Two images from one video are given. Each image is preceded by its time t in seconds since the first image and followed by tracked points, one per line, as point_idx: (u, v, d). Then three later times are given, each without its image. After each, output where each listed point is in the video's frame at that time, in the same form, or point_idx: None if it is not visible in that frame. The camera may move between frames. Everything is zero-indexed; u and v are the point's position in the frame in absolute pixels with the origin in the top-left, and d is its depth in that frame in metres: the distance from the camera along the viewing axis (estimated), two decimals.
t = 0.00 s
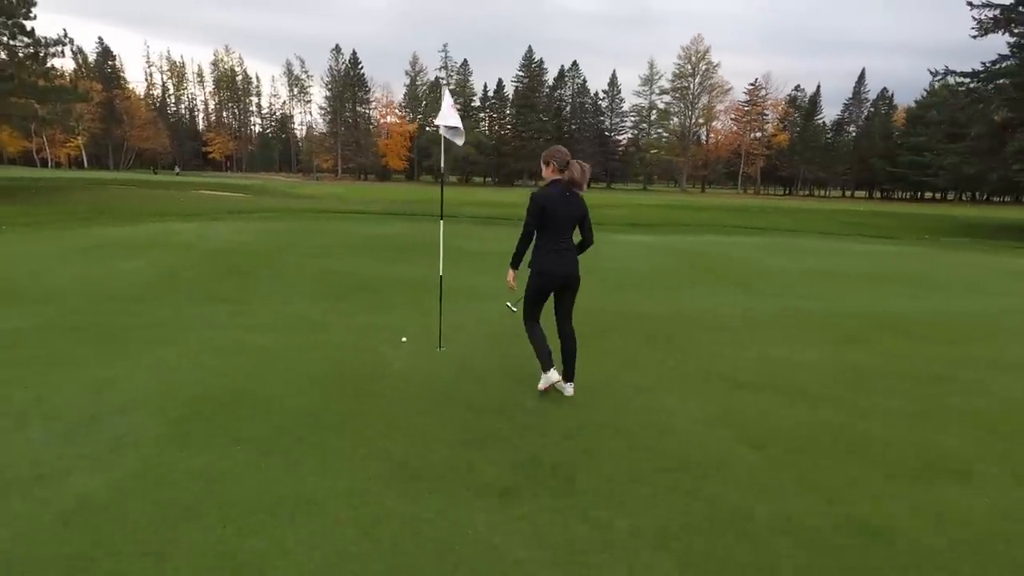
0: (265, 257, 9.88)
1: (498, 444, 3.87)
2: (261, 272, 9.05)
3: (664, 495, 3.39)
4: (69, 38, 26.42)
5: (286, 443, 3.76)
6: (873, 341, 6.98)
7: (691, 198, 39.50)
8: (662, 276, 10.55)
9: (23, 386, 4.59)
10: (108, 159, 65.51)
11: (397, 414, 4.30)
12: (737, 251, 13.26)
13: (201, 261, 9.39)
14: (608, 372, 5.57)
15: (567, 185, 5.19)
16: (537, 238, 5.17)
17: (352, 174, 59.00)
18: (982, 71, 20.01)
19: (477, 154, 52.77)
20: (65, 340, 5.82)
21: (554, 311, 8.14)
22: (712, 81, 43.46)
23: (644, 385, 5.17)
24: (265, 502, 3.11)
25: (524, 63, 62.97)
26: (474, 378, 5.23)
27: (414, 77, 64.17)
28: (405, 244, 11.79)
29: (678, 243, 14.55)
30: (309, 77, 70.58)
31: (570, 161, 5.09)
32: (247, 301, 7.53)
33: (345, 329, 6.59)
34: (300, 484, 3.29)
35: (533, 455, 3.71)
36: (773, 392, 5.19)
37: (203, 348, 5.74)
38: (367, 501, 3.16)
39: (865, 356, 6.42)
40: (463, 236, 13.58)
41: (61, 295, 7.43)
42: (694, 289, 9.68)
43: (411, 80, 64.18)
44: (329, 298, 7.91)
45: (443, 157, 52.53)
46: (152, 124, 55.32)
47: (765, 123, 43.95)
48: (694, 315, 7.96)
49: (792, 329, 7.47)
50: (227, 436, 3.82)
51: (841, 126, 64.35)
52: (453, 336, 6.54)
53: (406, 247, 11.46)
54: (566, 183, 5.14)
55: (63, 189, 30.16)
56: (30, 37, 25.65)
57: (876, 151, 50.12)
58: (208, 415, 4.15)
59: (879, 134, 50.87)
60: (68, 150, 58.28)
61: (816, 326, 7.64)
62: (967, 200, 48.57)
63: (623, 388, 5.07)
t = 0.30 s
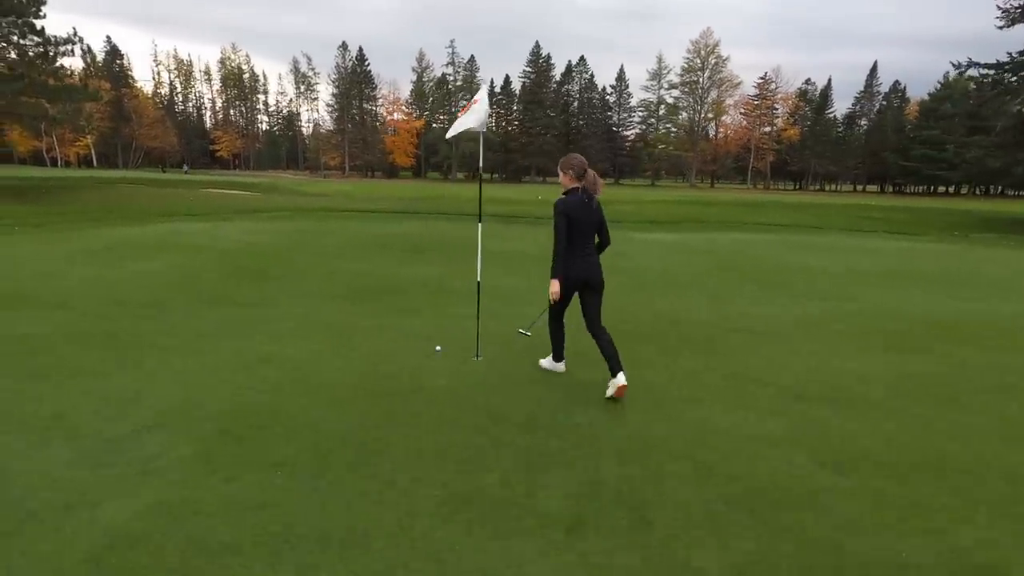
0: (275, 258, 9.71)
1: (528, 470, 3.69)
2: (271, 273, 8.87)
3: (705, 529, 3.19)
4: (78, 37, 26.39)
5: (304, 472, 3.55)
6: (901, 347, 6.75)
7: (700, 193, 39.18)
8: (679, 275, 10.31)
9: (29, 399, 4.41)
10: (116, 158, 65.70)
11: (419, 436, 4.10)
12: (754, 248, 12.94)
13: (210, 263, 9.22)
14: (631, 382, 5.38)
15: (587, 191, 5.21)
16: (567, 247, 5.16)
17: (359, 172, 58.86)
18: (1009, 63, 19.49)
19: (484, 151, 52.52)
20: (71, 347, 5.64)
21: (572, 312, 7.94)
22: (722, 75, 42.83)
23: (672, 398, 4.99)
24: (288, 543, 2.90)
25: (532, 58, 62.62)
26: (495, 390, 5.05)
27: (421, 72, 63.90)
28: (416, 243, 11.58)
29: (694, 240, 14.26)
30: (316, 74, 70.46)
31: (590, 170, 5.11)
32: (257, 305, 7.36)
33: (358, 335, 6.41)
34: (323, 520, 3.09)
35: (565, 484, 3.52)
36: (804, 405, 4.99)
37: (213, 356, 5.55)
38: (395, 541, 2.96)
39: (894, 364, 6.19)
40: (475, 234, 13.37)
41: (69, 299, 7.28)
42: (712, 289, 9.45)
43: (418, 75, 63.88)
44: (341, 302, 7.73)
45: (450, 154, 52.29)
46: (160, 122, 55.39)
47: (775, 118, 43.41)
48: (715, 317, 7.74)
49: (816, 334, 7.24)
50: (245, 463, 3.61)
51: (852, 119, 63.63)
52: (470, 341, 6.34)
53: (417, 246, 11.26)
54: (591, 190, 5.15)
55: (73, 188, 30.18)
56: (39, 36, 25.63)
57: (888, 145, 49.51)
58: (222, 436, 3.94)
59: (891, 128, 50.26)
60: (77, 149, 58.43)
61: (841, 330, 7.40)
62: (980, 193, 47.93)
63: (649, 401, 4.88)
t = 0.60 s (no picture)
0: (300, 255, 9.60)
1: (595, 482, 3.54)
2: (299, 271, 8.77)
3: (789, 546, 3.02)
4: (95, 31, 26.40)
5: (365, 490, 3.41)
6: (950, 346, 6.55)
7: (712, 188, 38.91)
8: (709, 271, 10.13)
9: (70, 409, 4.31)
10: (127, 152, 65.87)
11: (474, 447, 3.95)
12: (781, 246, 12.71)
13: (235, 260, 9.13)
14: (681, 384, 5.23)
15: (632, 180, 5.47)
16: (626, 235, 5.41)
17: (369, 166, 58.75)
18: None
19: (494, 144, 52.29)
20: (106, 352, 5.54)
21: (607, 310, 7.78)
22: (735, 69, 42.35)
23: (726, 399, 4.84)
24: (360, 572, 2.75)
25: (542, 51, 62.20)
26: (544, 394, 4.91)
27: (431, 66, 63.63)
28: (440, 240, 11.46)
29: (717, 237, 14.07)
30: (325, 67, 70.27)
31: (639, 158, 5.39)
32: (288, 305, 7.24)
33: (395, 337, 6.28)
34: (380, 538, 3.00)
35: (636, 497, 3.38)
36: (863, 407, 4.81)
37: (252, 360, 5.44)
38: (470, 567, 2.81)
39: (946, 363, 5.99)
40: (496, 231, 13.21)
41: (99, 299, 7.20)
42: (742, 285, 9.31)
43: (427, 69, 63.63)
44: (372, 301, 7.61)
45: (461, 149, 52.07)
46: (172, 117, 55.57)
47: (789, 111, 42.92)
48: (749, 313, 7.62)
49: (860, 332, 7.05)
50: (295, 478, 3.53)
51: (867, 112, 62.82)
52: (510, 343, 6.21)
53: (441, 243, 11.13)
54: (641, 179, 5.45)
55: (87, 182, 30.25)
56: (56, 30, 25.64)
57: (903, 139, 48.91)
58: (274, 453, 3.80)
59: (907, 121, 49.58)
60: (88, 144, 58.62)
61: (884, 329, 7.21)
62: (997, 187, 47.24)
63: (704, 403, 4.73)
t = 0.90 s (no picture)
0: (338, 248, 9.43)
1: (705, 471, 3.27)
2: (338, 264, 8.59)
3: (884, 530, 2.78)
4: (115, 22, 26.33)
5: (459, 490, 3.17)
6: (1007, 336, 6.28)
7: (724, 183, 38.58)
8: (752, 266, 9.87)
9: (138, 411, 4.15)
10: (139, 144, 66.06)
11: (528, 437, 3.74)
12: (818, 243, 12.44)
13: (274, 255, 8.97)
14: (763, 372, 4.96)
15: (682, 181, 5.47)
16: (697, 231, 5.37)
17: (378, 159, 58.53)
18: None
19: (504, 139, 51.96)
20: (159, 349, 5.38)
21: (660, 302, 7.53)
22: (748, 63, 41.75)
23: (818, 384, 4.56)
24: None
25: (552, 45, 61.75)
26: (621, 384, 4.66)
27: (440, 58, 63.20)
28: (474, 233, 11.27)
29: (750, 232, 13.82)
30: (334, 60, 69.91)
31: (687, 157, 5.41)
32: (333, 298, 7.05)
33: (451, 331, 6.06)
34: (445, 537, 2.79)
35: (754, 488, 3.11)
36: (946, 391, 4.50)
37: (311, 356, 5.24)
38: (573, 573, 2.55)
39: (1008, 351, 5.72)
40: (527, 224, 13.01)
41: (145, 294, 7.07)
42: (777, 277, 9.07)
43: (436, 62, 63.22)
44: (418, 294, 7.40)
45: (470, 143, 51.73)
46: (181, 109, 55.48)
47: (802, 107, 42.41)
48: (792, 303, 7.37)
49: (929, 320, 6.75)
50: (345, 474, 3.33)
51: (880, 109, 62.09)
52: (570, 334, 5.96)
53: (476, 236, 10.94)
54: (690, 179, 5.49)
55: (104, 173, 30.33)
56: (76, 20, 25.57)
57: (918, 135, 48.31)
58: (340, 451, 3.57)
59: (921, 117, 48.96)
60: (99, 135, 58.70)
61: (953, 318, 6.90)
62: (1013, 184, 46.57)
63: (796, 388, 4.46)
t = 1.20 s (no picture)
0: (369, 245, 9.43)
1: (793, 468, 3.26)
2: (373, 258, 8.58)
3: (936, 528, 2.76)
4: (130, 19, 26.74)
5: (551, 481, 3.12)
6: None
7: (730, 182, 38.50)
8: (781, 266, 9.86)
9: (208, 394, 4.09)
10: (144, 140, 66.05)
11: (567, 425, 3.71)
12: (838, 244, 12.45)
13: (307, 250, 8.96)
14: (822, 369, 4.95)
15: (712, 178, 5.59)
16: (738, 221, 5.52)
17: (382, 156, 58.45)
18: None
19: (508, 136, 51.85)
20: (214, 336, 5.34)
21: (708, 287, 7.43)
22: (755, 63, 41.50)
23: (879, 386, 4.56)
24: (595, 571, 2.46)
25: (558, 42, 61.61)
26: (685, 379, 4.62)
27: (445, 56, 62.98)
28: (500, 232, 11.28)
29: (770, 232, 13.81)
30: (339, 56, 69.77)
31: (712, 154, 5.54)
32: (375, 290, 7.00)
33: (500, 320, 6.03)
34: (493, 522, 2.77)
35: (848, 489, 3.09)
36: (978, 393, 4.49)
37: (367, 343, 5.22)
38: (626, 561, 2.53)
39: None
40: (549, 223, 12.99)
41: (188, 286, 7.05)
42: (794, 276, 9.05)
43: (442, 60, 63.09)
44: (458, 285, 7.39)
45: (475, 140, 51.65)
46: (185, 103, 55.36)
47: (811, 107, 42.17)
48: (812, 302, 7.36)
49: (970, 320, 6.76)
50: (385, 457, 3.30)
51: (886, 109, 61.94)
52: (593, 326, 5.95)
53: (503, 235, 10.95)
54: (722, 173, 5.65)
55: (109, 167, 30.21)
56: (93, 16, 25.94)
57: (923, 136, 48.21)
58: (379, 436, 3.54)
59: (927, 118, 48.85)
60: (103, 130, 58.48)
61: (993, 318, 6.90)
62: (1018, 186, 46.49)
63: (858, 389, 4.45)
